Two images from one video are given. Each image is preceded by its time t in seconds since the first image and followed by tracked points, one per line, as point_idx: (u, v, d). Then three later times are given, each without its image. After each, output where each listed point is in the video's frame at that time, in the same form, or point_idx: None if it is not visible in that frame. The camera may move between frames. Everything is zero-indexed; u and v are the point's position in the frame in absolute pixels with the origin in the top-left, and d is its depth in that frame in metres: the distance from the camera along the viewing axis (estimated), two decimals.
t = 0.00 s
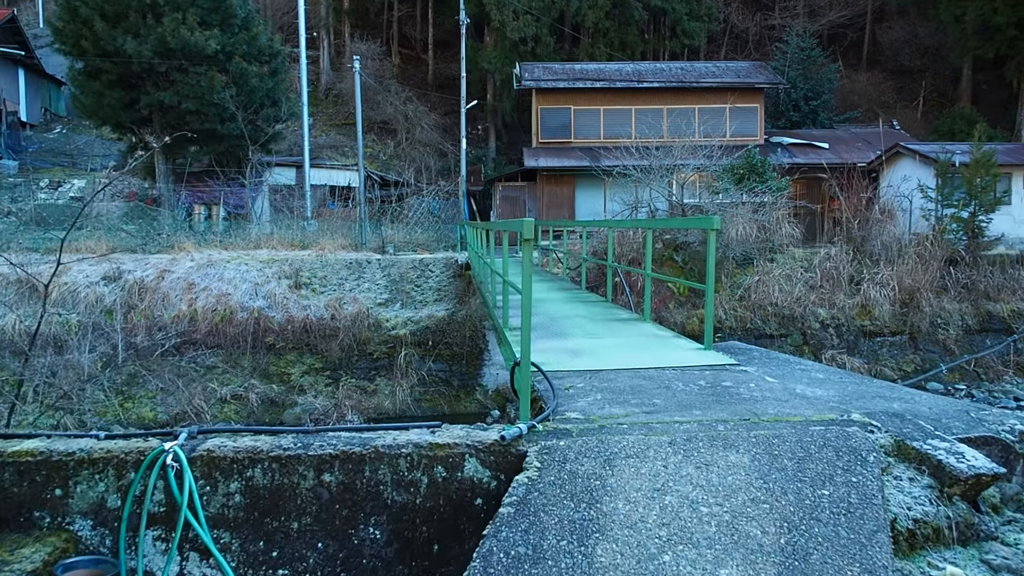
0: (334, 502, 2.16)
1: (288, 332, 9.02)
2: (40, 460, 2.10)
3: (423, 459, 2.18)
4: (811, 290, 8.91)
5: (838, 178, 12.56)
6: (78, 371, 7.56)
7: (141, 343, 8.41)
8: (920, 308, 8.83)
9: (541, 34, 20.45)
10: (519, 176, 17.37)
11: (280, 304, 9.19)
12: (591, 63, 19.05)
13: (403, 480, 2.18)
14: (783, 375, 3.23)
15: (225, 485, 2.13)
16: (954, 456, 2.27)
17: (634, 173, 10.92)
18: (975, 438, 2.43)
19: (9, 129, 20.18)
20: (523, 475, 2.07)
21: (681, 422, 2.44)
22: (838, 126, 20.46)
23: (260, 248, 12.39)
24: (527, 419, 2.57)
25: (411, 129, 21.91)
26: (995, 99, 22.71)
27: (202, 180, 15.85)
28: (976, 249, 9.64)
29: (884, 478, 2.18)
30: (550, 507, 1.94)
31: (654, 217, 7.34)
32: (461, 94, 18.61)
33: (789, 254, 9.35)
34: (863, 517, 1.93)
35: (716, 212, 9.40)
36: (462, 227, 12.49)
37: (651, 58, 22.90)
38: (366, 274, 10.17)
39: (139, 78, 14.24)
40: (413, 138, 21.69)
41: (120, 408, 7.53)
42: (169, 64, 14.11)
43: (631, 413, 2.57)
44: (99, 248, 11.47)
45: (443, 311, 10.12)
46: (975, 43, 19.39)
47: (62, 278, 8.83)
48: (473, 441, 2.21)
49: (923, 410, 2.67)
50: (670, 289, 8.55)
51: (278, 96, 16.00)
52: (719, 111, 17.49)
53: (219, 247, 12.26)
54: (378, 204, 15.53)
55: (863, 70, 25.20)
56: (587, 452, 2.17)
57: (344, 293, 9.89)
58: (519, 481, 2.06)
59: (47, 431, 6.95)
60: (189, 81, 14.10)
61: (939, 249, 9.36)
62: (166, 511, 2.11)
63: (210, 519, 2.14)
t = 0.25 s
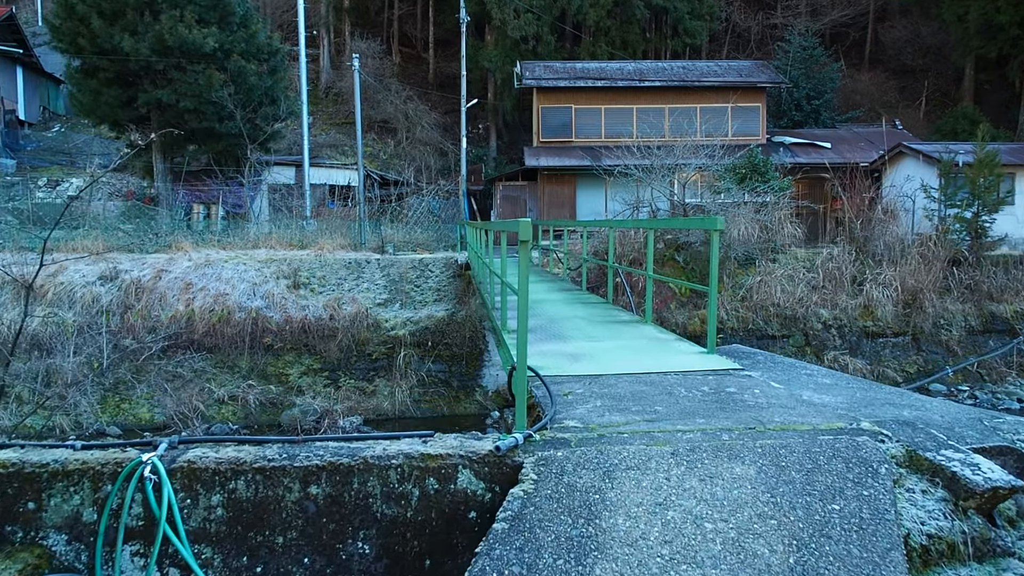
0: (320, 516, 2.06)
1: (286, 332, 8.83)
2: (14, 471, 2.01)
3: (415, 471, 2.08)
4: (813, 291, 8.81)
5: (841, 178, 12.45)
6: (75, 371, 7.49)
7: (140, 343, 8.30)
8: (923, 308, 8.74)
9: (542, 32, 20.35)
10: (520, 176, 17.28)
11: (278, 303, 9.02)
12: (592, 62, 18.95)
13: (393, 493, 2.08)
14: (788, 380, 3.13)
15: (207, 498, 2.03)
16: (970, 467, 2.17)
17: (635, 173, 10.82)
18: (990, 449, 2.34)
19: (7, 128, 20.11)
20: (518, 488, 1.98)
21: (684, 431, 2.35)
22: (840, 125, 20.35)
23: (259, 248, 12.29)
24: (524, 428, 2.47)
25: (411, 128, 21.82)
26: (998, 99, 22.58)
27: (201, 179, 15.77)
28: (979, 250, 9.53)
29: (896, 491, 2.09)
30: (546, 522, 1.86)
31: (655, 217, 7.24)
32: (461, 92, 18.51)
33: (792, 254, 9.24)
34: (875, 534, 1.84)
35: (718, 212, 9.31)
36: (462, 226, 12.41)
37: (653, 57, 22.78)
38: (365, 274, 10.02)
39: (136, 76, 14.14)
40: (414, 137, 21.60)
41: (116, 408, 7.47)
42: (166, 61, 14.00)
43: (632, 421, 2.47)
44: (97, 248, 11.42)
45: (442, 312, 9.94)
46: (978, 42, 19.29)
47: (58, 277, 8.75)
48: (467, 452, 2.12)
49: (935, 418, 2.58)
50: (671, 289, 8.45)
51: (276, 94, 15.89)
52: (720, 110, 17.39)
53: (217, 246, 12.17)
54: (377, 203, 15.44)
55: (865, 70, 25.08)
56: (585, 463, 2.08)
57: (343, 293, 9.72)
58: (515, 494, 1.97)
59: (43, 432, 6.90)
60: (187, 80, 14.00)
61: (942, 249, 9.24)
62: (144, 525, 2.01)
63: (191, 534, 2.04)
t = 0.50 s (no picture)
0: (299, 531, 1.96)
1: (283, 333, 8.50)
2: None
3: (399, 485, 1.99)
4: (815, 292, 8.70)
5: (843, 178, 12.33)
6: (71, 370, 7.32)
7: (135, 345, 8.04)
8: (925, 309, 8.62)
9: (542, 32, 20.26)
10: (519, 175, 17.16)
11: (275, 304, 8.64)
12: (592, 62, 18.86)
13: (376, 507, 1.98)
14: (792, 386, 3.02)
15: (179, 513, 1.93)
16: (983, 479, 2.06)
17: (635, 172, 10.71)
18: (1004, 460, 2.23)
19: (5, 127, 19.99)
20: (507, 502, 1.88)
21: (683, 441, 2.24)
22: (841, 125, 20.24)
23: (256, 247, 12.17)
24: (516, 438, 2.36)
25: (410, 127, 21.73)
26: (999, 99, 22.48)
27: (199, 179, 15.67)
28: (982, 250, 9.39)
29: (906, 505, 1.99)
30: (536, 541, 1.76)
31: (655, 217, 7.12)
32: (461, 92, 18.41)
33: (793, 255, 9.11)
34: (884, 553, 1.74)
35: (719, 212, 9.19)
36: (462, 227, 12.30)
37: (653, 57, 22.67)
38: (364, 274, 9.41)
39: (133, 75, 14.06)
40: (413, 137, 21.51)
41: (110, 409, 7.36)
42: (163, 60, 13.93)
43: (628, 430, 2.37)
44: (92, 248, 11.22)
45: (441, 312, 9.30)
46: (979, 42, 19.19)
47: (52, 277, 8.43)
48: (453, 464, 2.02)
49: (946, 427, 2.46)
50: (671, 289, 8.34)
51: (275, 93, 15.75)
52: (721, 110, 17.28)
53: (213, 246, 12.05)
54: (376, 203, 15.35)
55: (867, 70, 24.98)
56: (578, 476, 1.97)
57: (341, 293, 9.18)
58: (503, 509, 1.87)
59: (37, 434, 6.86)
60: (184, 79, 13.93)
61: (944, 250, 9.11)
62: (112, 542, 1.91)
63: (162, 550, 1.94)
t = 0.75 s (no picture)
0: (272, 553, 1.86)
1: (279, 335, 8.07)
2: None
3: (377, 504, 1.88)
4: (815, 292, 8.59)
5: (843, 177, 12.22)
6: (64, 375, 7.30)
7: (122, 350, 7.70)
8: (926, 309, 8.51)
9: (540, 31, 20.14)
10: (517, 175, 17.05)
11: (270, 305, 8.18)
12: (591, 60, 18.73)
13: (353, 527, 1.88)
14: (792, 393, 2.91)
15: (144, 535, 1.83)
16: (995, 496, 1.95)
17: (634, 172, 10.60)
18: (1015, 474, 2.12)
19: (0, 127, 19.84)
20: (490, 523, 1.78)
21: (678, 454, 2.13)
22: (841, 124, 20.13)
23: (252, 248, 12.05)
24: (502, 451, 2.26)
25: (408, 127, 21.63)
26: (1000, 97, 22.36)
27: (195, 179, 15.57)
28: (984, 249, 9.27)
29: (913, 523, 1.88)
30: (519, 565, 1.65)
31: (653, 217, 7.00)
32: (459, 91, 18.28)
33: (794, 254, 8.99)
34: None
35: (719, 212, 9.07)
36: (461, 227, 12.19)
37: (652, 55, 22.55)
38: (360, 275, 8.94)
39: (128, 75, 13.96)
40: (412, 137, 21.40)
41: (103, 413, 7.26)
42: (158, 59, 13.82)
43: (621, 443, 2.26)
44: (85, 249, 11.06)
45: (438, 313, 8.79)
46: (980, 40, 19.09)
47: (45, 279, 8.00)
48: (435, 480, 1.92)
49: (954, 439, 2.35)
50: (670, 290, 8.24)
51: (271, 92, 15.61)
52: (721, 108, 17.17)
53: (208, 246, 11.94)
54: (373, 203, 15.24)
55: (867, 68, 24.86)
56: (566, 494, 1.87)
57: (337, 294, 8.73)
58: (486, 531, 1.77)
59: (31, 440, 6.89)
60: (178, 78, 13.81)
61: (946, 249, 8.98)
62: (72, 566, 1.81)
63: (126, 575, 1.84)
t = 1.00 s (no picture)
0: None
1: (275, 336, 7.90)
2: None
3: (355, 524, 1.78)
4: (816, 292, 8.49)
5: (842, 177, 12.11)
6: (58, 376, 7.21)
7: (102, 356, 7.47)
8: (927, 310, 8.41)
9: (539, 30, 20.04)
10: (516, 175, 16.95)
11: (267, 306, 8.05)
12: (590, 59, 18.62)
13: (331, 549, 1.78)
14: (794, 403, 2.81)
15: (108, 557, 1.73)
16: (1008, 514, 1.84)
17: (633, 171, 10.49)
18: None
19: None
20: (474, 546, 1.69)
21: (674, 469, 2.04)
22: (842, 123, 20.02)
23: (248, 249, 11.95)
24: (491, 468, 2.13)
25: (407, 126, 21.54)
26: (1000, 96, 22.25)
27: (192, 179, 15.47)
28: (985, 250, 9.17)
29: (922, 545, 1.78)
30: None
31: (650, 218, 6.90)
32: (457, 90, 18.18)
33: (794, 254, 8.89)
34: None
35: (718, 212, 8.98)
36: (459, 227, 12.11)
37: (652, 55, 22.45)
38: (357, 276, 8.69)
39: (124, 74, 13.86)
40: (410, 137, 21.31)
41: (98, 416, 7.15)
42: (153, 58, 13.72)
43: (614, 457, 2.16)
44: (81, 251, 10.93)
45: (434, 314, 8.44)
46: (981, 39, 18.98)
47: (39, 280, 7.90)
48: (417, 498, 1.82)
49: (961, 451, 2.26)
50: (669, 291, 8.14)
51: (267, 92, 15.49)
52: (720, 108, 17.09)
53: (204, 248, 11.82)
54: (371, 204, 15.14)
55: (867, 67, 24.76)
56: (555, 515, 1.77)
57: (333, 295, 8.51)
58: (470, 555, 1.67)
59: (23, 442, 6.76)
60: (174, 77, 13.70)
61: (947, 249, 8.87)
62: None
63: None
